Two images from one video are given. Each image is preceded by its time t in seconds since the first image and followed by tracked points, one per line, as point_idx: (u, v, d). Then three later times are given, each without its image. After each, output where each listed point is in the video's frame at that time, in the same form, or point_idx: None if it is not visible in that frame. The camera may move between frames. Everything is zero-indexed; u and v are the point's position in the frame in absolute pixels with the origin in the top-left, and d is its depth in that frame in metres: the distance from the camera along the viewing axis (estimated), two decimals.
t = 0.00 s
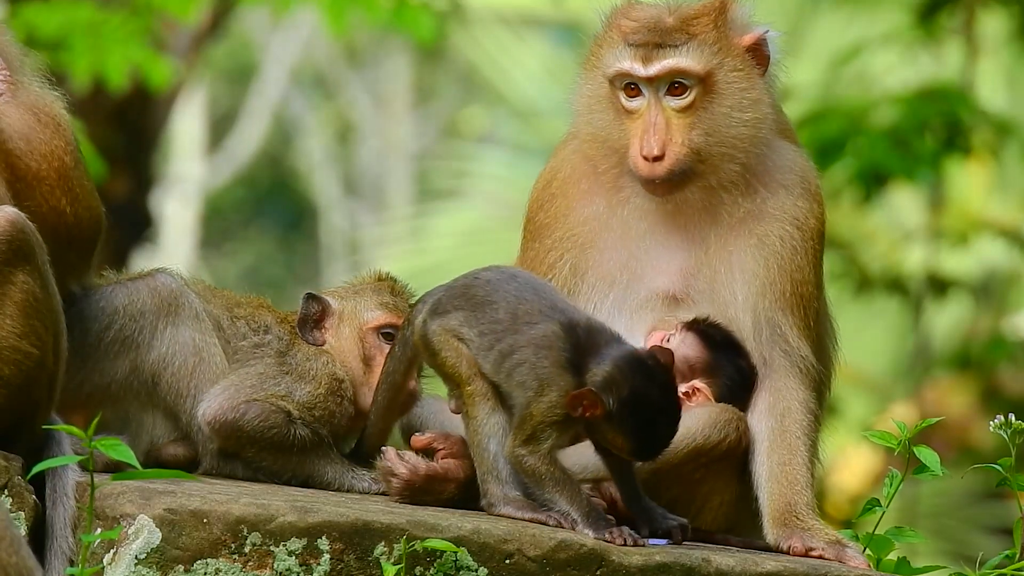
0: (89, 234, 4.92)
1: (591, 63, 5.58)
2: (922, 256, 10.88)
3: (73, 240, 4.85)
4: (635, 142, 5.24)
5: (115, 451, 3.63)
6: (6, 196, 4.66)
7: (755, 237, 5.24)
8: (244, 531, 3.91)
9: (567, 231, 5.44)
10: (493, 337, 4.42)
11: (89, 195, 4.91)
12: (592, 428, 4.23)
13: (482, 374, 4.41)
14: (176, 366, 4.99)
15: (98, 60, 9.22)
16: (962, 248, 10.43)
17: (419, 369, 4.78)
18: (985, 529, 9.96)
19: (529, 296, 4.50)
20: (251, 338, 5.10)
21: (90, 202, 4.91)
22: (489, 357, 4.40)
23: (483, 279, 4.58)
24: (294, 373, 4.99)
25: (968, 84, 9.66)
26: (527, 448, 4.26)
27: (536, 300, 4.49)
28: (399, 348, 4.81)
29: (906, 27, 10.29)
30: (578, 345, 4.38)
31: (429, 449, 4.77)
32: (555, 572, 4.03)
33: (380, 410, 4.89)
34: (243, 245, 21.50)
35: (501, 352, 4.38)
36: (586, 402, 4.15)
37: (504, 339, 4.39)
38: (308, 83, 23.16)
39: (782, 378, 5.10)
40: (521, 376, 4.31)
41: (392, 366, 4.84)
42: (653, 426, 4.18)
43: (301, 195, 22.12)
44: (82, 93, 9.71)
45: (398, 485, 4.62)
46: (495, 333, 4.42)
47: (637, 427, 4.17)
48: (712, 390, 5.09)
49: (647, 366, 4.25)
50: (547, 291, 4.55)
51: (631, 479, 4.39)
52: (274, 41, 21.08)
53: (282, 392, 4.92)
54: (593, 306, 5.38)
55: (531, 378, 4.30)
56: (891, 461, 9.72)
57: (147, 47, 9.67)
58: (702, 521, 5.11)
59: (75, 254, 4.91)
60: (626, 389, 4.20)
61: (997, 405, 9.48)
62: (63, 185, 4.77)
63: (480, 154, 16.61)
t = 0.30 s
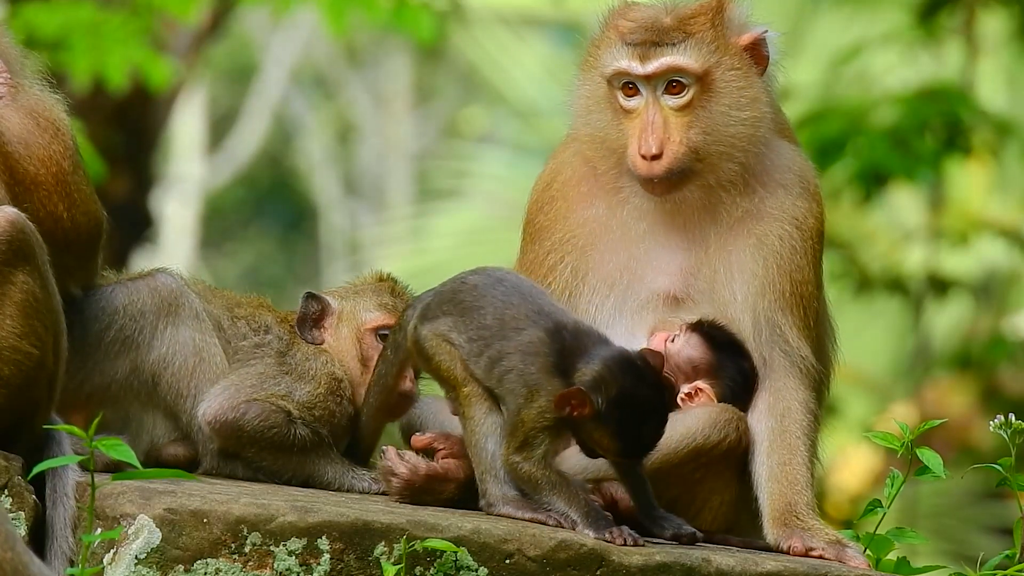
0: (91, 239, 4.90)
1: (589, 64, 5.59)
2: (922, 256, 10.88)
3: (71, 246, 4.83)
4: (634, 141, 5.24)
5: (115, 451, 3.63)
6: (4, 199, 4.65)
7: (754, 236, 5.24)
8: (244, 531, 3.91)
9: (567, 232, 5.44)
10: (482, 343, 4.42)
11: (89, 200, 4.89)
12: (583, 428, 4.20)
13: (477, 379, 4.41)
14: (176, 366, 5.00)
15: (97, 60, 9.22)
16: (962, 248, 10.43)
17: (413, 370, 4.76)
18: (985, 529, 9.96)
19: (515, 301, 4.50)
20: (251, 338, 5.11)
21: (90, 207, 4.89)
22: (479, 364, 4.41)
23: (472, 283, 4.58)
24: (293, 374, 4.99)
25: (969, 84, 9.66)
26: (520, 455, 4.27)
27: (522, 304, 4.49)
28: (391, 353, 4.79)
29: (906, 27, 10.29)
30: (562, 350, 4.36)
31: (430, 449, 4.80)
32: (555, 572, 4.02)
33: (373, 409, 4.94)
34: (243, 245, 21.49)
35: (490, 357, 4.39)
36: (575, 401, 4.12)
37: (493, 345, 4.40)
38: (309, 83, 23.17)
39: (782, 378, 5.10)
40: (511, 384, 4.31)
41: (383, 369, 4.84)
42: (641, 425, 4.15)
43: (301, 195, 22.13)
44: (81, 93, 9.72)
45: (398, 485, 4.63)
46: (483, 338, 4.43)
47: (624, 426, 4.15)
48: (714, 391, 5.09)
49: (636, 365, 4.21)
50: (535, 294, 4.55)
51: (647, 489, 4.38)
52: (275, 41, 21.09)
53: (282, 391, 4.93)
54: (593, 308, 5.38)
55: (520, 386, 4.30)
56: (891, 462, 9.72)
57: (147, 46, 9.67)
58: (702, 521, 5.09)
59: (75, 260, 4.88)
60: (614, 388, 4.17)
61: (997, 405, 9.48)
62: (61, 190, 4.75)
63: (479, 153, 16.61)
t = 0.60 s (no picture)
0: (91, 241, 4.90)
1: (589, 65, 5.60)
2: (922, 257, 10.87)
3: (72, 247, 4.83)
4: (632, 141, 5.25)
5: (114, 451, 3.63)
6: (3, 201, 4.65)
7: (756, 236, 5.24)
8: (244, 531, 3.91)
9: (569, 233, 5.45)
10: (482, 336, 4.43)
11: (89, 202, 4.89)
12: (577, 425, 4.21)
13: (477, 369, 4.41)
14: (177, 366, 5.00)
15: (97, 60, 9.22)
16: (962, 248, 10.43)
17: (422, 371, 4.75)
18: (985, 529, 9.96)
19: (516, 293, 4.50)
20: (252, 338, 5.12)
21: (90, 209, 4.88)
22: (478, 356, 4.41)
23: (472, 276, 4.59)
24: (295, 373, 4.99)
25: (969, 84, 9.66)
26: (523, 451, 4.27)
27: (522, 296, 4.50)
28: (408, 349, 4.77)
29: (906, 27, 10.29)
30: (564, 342, 4.37)
31: (430, 448, 4.80)
32: (555, 572, 4.02)
33: (380, 408, 4.93)
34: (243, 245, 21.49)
35: (490, 350, 4.40)
36: (571, 397, 4.13)
37: (492, 338, 4.41)
38: (309, 83, 23.17)
39: (783, 378, 5.10)
40: (510, 375, 4.33)
41: (394, 367, 4.84)
42: (634, 429, 4.16)
43: (300, 195, 22.13)
44: (81, 93, 9.72)
45: (399, 484, 4.63)
46: (483, 331, 4.43)
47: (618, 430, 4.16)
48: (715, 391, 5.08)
49: (636, 368, 4.21)
50: (535, 288, 4.54)
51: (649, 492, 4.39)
52: (274, 41, 21.08)
53: (283, 391, 4.93)
54: (596, 308, 5.38)
55: (516, 384, 4.30)
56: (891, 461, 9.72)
57: (147, 46, 9.67)
58: (702, 521, 5.10)
59: (74, 262, 4.89)
60: (612, 389, 4.17)
61: (997, 405, 9.48)
62: (60, 192, 4.76)
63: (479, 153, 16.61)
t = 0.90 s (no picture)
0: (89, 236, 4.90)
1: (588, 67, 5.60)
2: (922, 256, 10.87)
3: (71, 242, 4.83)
4: (629, 142, 5.24)
5: (115, 451, 3.63)
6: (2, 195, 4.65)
7: (755, 236, 5.24)
8: (245, 531, 3.91)
9: (568, 233, 5.45)
10: (480, 330, 4.41)
11: (84, 190, 4.88)
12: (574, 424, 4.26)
13: (475, 365, 4.40)
14: (177, 366, 5.00)
15: (97, 60, 9.22)
16: (962, 248, 10.42)
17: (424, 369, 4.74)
18: (985, 529, 9.97)
19: (515, 288, 4.49)
20: (253, 338, 5.12)
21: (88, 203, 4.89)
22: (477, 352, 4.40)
23: (469, 273, 4.57)
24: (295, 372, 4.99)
25: (969, 84, 9.65)
26: (523, 449, 4.27)
27: (522, 292, 4.48)
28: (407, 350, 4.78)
29: (906, 27, 10.29)
30: (562, 339, 4.37)
31: (429, 448, 4.80)
32: (555, 572, 4.02)
33: (380, 407, 4.93)
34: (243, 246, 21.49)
35: (488, 344, 4.38)
36: (571, 396, 4.18)
37: (490, 332, 4.39)
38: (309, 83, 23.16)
39: (782, 378, 5.10)
40: (509, 370, 4.32)
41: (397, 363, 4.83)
42: (631, 429, 4.22)
43: (300, 195, 22.13)
44: (81, 93, 9.71)
45: (398, 483, 4.63)
46: (481, 325, 4.42)
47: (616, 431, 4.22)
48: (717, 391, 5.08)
49: (636, 369, 4.26)
50: (535, 284, 4.53)
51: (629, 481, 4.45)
52: (275, 41, 21.08)
53: (283, 390, 4.93)
54: (596, 307, 5.38)
55: (513, 382, 4.30)
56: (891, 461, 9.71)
57: (147, 46, 9.67)
58: (702, 521, 5.11)
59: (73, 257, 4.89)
60: (613, 388, 4.22)
61: (997, 405, 9.48)
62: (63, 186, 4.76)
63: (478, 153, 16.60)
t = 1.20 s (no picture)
0: (93, 236, 4.89)
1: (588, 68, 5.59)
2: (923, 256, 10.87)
3: (73, 242, 4.82)
4: (628, 143, 5.24)
5: (115, 451, 3.62)
6: (3, 199, 4.66)
7: (756, 237, 5.24)
8: (245, 531, 3.91)
9: (569, 235, 5.46)
10: (494, 326, 4.42)
11: (90, 195, 4.87)
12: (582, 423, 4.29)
13: (485, 362, 4.41)
14: (177, 366, 5.00)
15: (97, 61, 9.22)
16: (963, 248, 10.42)
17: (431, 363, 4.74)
18: (985, 529, 9.97)
19: (531, 287, 4.49)
20: (253, 338, 5.12)
21: (92, 202, 4.87)
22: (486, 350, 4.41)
23: (487, 268, 4.58)
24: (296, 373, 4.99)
25: (970, 84, 9.65)
26: (528, 445, 4.28)
27: (538, 291, 4.49)
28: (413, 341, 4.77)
29: (906, 27, 10.29)
30: (562, 339, 4.38)
31: (430, 448, 4.80)
32: (555, 572, 4.02)
33: (385, 402, 4.91)
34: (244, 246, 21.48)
35: (499, 341, 4.39)
36: (582, 397, 4.20)
37: (502, 329, 4.39)
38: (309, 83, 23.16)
39: (783, 378, 5.10)
40: (520, 368, 4.33)
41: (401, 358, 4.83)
42: (637, 431, 4.25)
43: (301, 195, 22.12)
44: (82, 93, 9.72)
45: (399, 482, 4.63)
46: (495, 322, 4.42)
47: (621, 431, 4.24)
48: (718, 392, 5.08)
49: (648, 371, 4.29)
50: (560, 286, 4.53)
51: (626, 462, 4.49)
52: (275, 40, 21.07)
53: (283, 390, 4.92)
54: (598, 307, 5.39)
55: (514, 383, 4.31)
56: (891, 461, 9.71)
57: (147, 46, 9.68)
58: (703, 522, 5.11)
59: (77, 257, 4.89)
60: (623, 390, 4.24)
61: (997, 405, 9.47)
62: (62, 187, 4.74)
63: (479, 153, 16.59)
